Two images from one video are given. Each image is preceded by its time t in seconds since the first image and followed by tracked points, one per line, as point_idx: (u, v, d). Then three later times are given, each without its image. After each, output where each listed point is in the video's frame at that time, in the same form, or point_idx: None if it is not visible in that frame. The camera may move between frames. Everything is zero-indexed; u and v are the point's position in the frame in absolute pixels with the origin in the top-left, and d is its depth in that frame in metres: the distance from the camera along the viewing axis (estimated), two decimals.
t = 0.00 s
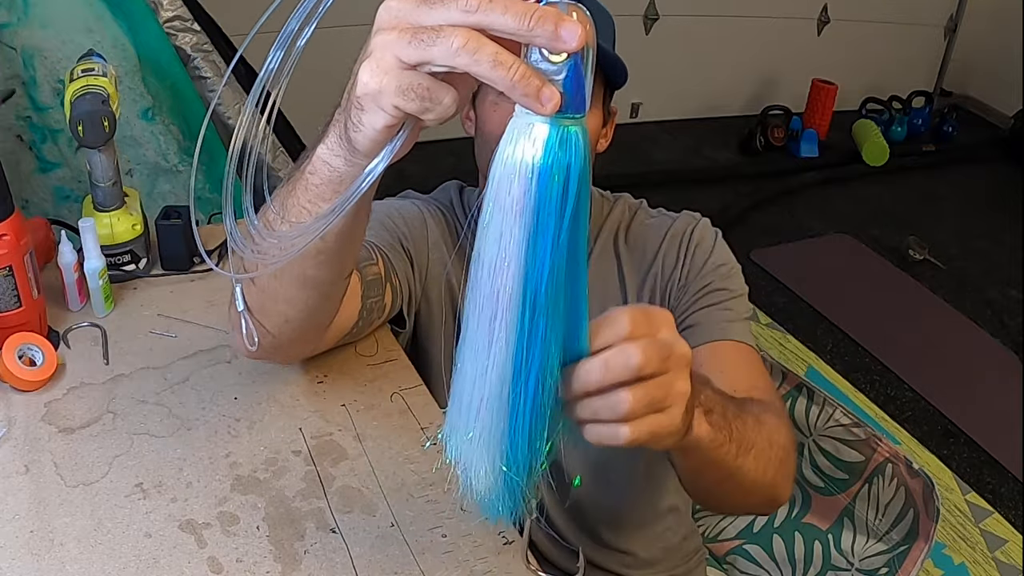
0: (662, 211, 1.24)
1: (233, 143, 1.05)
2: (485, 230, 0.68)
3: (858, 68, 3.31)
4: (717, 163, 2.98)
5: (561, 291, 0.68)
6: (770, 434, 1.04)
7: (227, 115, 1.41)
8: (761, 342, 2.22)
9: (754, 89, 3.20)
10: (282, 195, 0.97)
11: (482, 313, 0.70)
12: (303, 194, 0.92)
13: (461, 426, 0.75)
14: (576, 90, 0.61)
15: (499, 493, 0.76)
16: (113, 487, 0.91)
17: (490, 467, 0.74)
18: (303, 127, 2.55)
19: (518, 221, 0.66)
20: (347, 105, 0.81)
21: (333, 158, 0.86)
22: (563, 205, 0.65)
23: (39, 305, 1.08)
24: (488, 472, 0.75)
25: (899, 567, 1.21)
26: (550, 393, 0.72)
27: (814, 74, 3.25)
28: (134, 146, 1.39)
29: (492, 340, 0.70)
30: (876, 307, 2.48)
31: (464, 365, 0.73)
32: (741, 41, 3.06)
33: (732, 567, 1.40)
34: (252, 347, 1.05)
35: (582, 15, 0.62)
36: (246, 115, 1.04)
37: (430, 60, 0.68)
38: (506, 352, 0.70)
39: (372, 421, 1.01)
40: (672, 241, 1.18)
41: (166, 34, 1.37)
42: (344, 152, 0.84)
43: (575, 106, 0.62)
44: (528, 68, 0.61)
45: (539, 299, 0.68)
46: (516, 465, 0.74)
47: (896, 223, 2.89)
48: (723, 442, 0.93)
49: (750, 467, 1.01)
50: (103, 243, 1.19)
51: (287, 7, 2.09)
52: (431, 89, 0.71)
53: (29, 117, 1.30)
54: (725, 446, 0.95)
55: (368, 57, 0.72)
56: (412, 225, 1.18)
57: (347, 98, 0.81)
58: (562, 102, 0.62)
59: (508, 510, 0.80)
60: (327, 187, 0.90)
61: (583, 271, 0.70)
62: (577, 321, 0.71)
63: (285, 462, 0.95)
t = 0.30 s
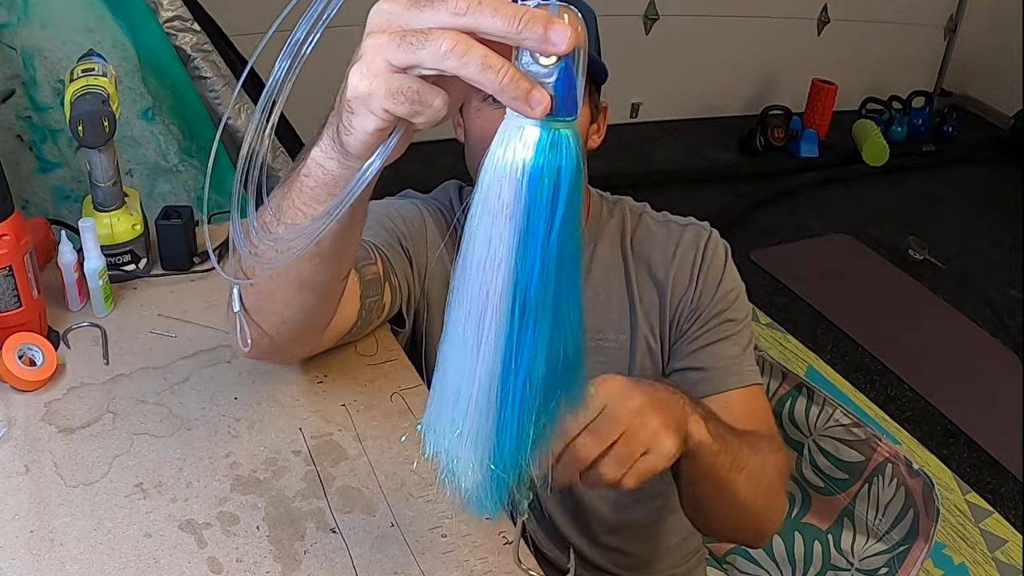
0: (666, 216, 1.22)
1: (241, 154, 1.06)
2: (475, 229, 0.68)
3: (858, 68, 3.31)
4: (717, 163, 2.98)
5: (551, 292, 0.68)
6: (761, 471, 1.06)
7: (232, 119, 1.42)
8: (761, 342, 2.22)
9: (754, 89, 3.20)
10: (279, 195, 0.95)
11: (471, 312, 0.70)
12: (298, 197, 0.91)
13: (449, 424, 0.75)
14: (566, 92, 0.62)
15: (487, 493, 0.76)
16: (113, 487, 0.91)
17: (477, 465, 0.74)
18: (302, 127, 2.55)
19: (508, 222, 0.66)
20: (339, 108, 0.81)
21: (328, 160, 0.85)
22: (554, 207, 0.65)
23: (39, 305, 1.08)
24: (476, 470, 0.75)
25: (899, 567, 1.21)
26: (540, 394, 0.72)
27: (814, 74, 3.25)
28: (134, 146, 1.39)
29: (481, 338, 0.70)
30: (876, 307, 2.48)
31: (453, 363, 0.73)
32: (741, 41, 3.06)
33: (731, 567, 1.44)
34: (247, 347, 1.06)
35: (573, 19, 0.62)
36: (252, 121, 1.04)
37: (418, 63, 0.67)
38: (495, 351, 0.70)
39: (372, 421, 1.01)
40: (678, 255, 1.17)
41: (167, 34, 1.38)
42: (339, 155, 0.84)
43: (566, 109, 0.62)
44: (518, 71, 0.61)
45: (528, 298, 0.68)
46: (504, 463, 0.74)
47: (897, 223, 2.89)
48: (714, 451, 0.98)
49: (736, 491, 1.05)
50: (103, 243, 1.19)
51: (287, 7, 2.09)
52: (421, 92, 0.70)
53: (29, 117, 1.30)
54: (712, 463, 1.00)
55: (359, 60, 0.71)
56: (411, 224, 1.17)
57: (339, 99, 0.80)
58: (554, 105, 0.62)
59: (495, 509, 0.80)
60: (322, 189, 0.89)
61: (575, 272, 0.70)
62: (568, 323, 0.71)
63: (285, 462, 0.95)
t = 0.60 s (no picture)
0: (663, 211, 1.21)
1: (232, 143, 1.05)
2: (465, 230, 0.68)
3: (858, 68, 3.31)
4: (717, 163, 2.98)
5: (541, 292, 0.68)
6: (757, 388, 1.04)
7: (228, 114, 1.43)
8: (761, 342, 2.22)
9: (754, 89, 3.20)
10: (275, 194, 0.97)
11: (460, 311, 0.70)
12: (292, 195, 0.93)
13: (436, 426, 0.75)
14: (557, 89, 0.61)
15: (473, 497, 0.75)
16: (113, 487, 0.91)
17: (464, 468, 0.74)
18: (302, 127, 2.55)
19: (497, 221, 0.65)
20: (332, 107, 0.82)
21: (322, 158, 0.87)
22: (543, 207, 0.65)
23: (38, 305, 1.08)
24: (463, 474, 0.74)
25: (900, 567, 1.24)
26: (528, 396, 0.72)
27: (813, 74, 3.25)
28: (134, 146, 1.39)
29: (470, 339, 0.70)
30: (876, 307, 2.48)
31: (442, 363, 0.73)
32: (742, 41, 3.06)
33: (733, 567, 1.32)
34: (245, 345, 1.06)
35: (564, 16, 0.61)
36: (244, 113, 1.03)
37: (409, 61, 0.68)
38: (484, 351, 0.70)
39: (372, 421, 1.01)
40: (670, 240, 1.17)
41: (167, 34, 1.38)
42: (331, 153, 0.85)
43: (557, 107, 0.61)
44: (508, 69, 0.61)
45: (517, 298, 0.68)
46: (491, 468, 0.73)
47: (897, 223, 2.89)
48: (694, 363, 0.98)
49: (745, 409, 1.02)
50: (103, 243, 1.19)
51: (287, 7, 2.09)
52: (412, 90, 0.71)
53: (29, 117, 1.30)
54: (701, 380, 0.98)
55: (350, 59, 0.72)
56: (410, 224, 1.17)
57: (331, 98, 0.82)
58: (544, 104, 0.61)
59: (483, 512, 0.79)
60: (317, 187, 0.90)
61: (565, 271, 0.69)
62: (558, 323, 0.70)
63: (285, 462, 0.95)
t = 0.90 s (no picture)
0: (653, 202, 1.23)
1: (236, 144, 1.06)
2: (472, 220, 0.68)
3: (858, 68, 3.31)
4: (717, 163, 2.98)
5: (545, 283, 0.68)
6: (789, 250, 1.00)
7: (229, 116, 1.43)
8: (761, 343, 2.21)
9: (754, 89, 3.20)
10: (276, 187, 0.98)
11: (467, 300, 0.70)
12: (295, 187, 0.94)
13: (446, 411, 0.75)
14: (562, 83, 0.61)
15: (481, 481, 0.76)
16: (113, 487, 0.91)
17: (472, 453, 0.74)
18: (302, 128, 2.56)
19: (502, 213, 0.65)
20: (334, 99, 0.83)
21: (325, 150, 0.87)
22: (548, 198, 0.64)
23: (39, 305, 1.08)
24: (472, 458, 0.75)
25: (900, 567, 1.23)
26: (533, 384, 0.72)
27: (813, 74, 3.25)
28: (134, 146, 1.39)
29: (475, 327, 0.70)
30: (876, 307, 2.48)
31: (451, 350, 0.73)
32: (741, 41, 3.06)
33: (732, 567, 1.27)
34: (242, 339, 1.06)
35: (569, 11, 0.61)
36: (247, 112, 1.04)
37: (414, 53, 0.68)
38: (489, 340, 0.70)
39: (372, 422, 1.01)
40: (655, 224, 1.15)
41: (167, 34, 1.38)
42: (335, 144, 0.85)
43: (561, 100, 0.61)
44: (512, 62, 0.61)
45: (521, 289, 0.67)
46: (499, 453, 0.74)
47: (897, 223, 2.89)
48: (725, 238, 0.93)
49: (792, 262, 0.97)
50: (103, 243, 1.19)
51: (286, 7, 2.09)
52: (416, 82, 0.71)
53: (29, 117, 1.30)
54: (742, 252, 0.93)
55: (355, 50, 0.72)
56: (410, 223, 1.18)
57: (335, 89, 0.81)
58: (548, 96, 0.61)
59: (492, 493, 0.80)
60: (318, 180, 0.91)
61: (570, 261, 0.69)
62: (562, 313, 0.70)
63: (285, 462, 0.95)
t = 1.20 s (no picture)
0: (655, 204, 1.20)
1: (231, 143, 1.06)
2: (464, 243, 0.68)
3: (858, 68, 3.31)
4: (717, 163, 2.98)
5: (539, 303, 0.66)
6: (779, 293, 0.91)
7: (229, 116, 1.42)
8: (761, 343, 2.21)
9: (754, 89, 3.20)
10: (267, 197, 0.97)
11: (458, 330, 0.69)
12: (285, 198, 0.92)
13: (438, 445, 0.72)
14: (552, 100, 0.61)
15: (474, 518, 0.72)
16: (113, 487, 0.91)
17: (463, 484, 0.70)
18: (302, 128, 2.56)
19: (493, 230, 0.65)
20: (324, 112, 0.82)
21: (313, 163, 0.87)
22: (537, 215, 0.64)
23: (39, 305, 1.08)
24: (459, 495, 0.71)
25: (901, 566, 1.24)
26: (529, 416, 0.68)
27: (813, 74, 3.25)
28: (134, 146, 1.39)
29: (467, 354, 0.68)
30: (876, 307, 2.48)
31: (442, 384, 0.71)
32: (741, 41, 3.06)
33: (732, 567, 1.25)
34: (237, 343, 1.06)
35: (558, 27, 0.62)
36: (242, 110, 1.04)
37: (402, 69, 0.68)
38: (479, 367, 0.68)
39: (372, 421, 1.01)
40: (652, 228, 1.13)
41: (167, 34, 1.37)
42: (323, 157, 0.85)
43: (551, 117, 0.62)
44: (502, 79, 0.61)
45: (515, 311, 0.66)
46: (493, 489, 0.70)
47: (897, 223, 2.89)
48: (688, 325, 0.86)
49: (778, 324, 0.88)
50: (103, 243, 1.19)
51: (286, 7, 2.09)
52: (405, 98, 0.72)
53: (29, 117, 1.30)
54: (714, 331, 0.86)
55: (343, 65, 0.73)
56: (409, 224, 1.17)
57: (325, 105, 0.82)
58: (539, 113, 0.61)
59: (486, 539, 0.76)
60: (307, 192, 0.90)
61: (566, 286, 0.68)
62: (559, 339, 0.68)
63: (285, 462, 0.95)
